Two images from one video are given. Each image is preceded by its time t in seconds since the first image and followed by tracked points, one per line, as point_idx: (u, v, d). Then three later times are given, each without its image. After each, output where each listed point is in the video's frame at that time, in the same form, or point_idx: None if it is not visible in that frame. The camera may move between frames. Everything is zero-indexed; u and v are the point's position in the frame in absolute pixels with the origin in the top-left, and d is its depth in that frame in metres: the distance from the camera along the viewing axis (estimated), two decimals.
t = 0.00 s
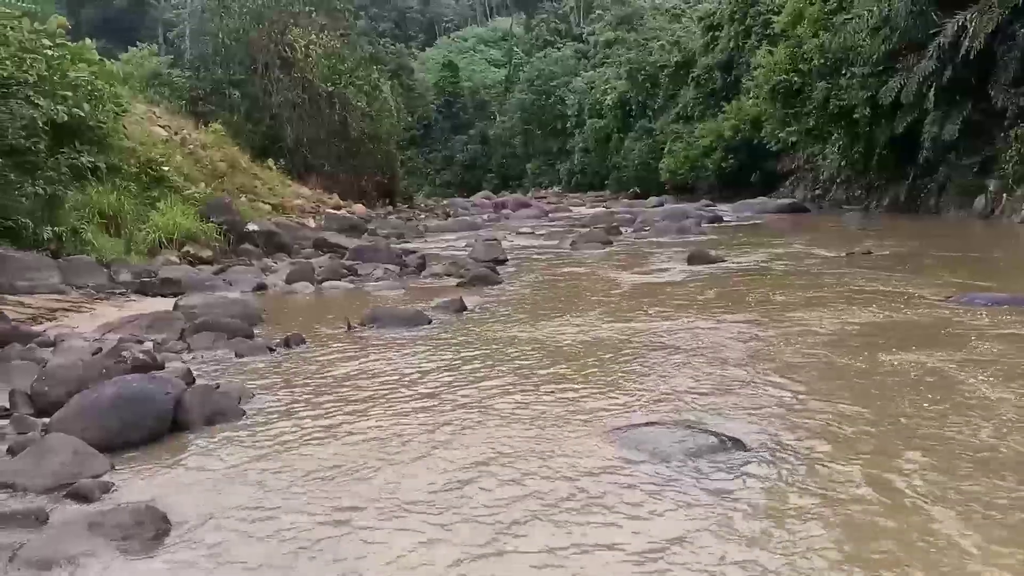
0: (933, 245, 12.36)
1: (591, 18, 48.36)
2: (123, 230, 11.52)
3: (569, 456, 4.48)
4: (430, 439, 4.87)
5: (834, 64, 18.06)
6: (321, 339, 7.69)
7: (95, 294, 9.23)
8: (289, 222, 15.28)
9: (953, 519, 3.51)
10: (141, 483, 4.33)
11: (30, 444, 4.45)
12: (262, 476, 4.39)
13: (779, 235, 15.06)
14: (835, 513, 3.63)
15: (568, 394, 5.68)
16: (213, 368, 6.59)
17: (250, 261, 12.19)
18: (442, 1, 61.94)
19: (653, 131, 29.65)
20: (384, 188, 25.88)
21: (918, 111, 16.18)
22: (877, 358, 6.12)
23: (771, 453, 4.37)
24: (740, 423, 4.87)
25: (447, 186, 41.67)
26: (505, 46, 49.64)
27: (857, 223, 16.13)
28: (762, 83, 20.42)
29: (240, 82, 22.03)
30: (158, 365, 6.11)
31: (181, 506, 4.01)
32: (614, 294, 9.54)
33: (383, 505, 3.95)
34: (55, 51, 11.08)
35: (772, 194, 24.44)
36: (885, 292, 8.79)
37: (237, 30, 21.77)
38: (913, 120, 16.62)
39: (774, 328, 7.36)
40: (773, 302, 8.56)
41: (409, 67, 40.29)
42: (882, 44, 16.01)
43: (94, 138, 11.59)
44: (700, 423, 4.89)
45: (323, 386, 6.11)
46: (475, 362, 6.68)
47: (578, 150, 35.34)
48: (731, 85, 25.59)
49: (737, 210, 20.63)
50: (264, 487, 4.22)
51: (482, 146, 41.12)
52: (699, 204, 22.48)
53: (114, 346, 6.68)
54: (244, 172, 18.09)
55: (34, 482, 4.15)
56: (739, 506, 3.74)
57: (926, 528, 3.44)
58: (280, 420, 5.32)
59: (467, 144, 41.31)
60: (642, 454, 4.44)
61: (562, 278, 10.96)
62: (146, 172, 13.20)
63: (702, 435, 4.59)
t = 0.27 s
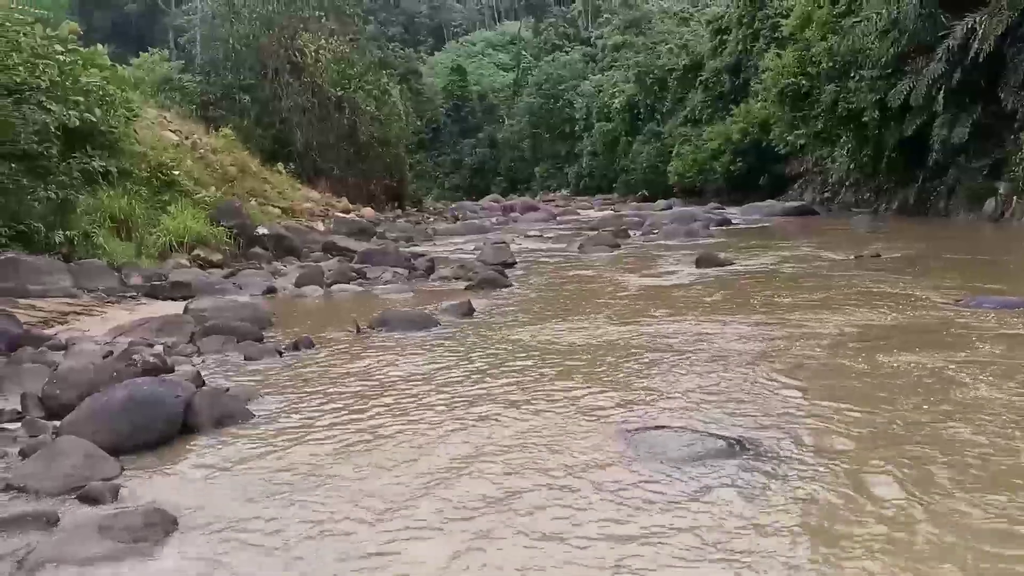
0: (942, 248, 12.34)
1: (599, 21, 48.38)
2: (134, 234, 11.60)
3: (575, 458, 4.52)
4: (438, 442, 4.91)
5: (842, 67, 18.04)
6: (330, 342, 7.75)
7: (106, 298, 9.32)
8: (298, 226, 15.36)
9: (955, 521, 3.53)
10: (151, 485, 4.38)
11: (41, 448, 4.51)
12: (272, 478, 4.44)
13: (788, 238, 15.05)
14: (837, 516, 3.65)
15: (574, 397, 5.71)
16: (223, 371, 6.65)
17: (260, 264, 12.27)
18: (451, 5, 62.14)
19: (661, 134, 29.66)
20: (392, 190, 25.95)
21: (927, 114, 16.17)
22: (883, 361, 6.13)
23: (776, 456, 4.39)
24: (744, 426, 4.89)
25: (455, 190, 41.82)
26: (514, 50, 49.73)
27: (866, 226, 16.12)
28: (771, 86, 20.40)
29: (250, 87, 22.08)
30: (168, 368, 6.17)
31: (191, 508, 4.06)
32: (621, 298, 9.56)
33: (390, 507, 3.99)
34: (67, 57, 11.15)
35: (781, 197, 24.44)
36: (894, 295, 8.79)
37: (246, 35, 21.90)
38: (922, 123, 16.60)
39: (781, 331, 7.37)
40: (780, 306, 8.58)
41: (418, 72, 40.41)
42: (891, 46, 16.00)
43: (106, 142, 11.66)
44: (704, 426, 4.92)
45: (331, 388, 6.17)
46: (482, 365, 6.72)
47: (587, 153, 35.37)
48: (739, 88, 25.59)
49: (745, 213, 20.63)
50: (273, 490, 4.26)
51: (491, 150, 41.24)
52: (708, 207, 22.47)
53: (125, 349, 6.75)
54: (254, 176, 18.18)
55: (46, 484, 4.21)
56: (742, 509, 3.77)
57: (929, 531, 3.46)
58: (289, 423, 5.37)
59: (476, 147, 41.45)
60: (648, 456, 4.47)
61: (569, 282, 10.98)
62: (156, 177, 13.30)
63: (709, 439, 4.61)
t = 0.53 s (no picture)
0: (956, 251, 12.25)
1: (610, 24, 48.35)
2: (147, 238, 11.64)
3: (587, 462, 4.50)
4: (449, 445, 4.91)
5: (854, 69, 17.95)
6: (341, 345, 7.76)
7: (119, 302, 9.37)
8: (310, 230, 15.41)
9: (970, 526, 3.49)
10: (163, 488, 4.39)
11: (54, 451, 4.53)
12: (284, 481, 4.44)
13: (800, 241, 14.99)
14: (850, 522, 3.62)
15: (585, 400, 5.70)
16: (235, 375, 6.67)
17: (272, 268, 12.30)
18: (462, 9, 62.27)
19: (673, 137, 29.61)
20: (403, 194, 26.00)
21: (940, 116, 16.09)
22: (895, 364, 6.10)
23: (790, 460, 4.36)
24: (757, 430, 4.86)
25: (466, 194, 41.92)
26: (524, 54, 49.76)
27: (879, 229, 16.05)
28: (783, 88, 20.34)
29: (262, 92, 22.19)
30: (180, 372, 6.20)
31: (203, 512, 4.07)
32: (632, 301, 9.54)
33: (401, 510, 3.98)
34: (80, 62, 11.15)
35: (793, 200, 24.36)
36: (907, 299, 8.72)
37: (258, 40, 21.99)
38: (935, 126, 16.52)
39: (792, 335, 7.33)
40: (792, 309, 8.54)
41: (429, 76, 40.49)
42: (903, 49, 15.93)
43: (118, 147, 11.67)
44: (716, 430, 4.89)
45: (343, 391, 6.17)
46: (493, 368, 6.71)
47: (598, 157, 35.33)
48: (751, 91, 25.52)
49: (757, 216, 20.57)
50: (284, 493, 4.26)
51: (502, 153, 41.28)
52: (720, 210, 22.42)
53: (137, 353, 6.78)
54: (266, 180, 18.25)
55: (58, 487, 4.23)
56: (755, 513, 3.74)
57: (944, 536, 3.43)
58: (300, 426, 5.38)
59: (487, 151, 41.50)
60: (661, 460, 4.45)
61: (580, 285, 10.96)
62: (169, 181, 13.36)
63: (721, 442, 4.59)
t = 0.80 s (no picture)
0: (967, 252, 12.19)
1: (619, 25, 48.31)
2: (157, 240, 11.68)
3: (597, 464, 4.50)
4: (458, 447, 4.91)
5: (863, 69, 17.88)
6: (351, 347, 7.78)
7: (130, 304, 9.42)
8: (319, 232, 15.45)
9: (984, 527, 3.49)
10: (174, 490, 4.42)
11: (66, 453, 4.57)
12: (294, 484, 4.46)
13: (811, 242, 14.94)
14: (860, 521, 3.62)
15: (594, 402, 5.70)
16: (245, 377, 6.70)
17: (282, 270, 12.35)
18: (471, 11, 62.36)
19: (682, 138, 29.56)
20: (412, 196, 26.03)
21: (951, 116, 16.01)
22: (906, 366, 6.07)
23: (800, 462, 4.35)
24: (767, 432, 4.85)
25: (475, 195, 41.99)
26: (533, 55, 49.77)
27: (890, 230, 16.00)
28: (793, 89, 20.29)
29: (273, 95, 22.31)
30: (190, 374, 6.23)
31: (213, 514, 4.08)
32: (641, 303, 9.53)
33: (414, 512, 4.00)
34: (91, 65, 11.23)
35: (803, 200, 24.30)
36: (917, 299, 8.68)
37: (268, 43, 22.08)
38: (946, 125, 16.44)
39: (802, 336, 7.31)
40: (802, 311, 8.51)
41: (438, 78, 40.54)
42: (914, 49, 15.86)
43: (129, 150, 11.78)
44: (725, 432, 4.88)
45: (352, 393, 6.19)
46: (503, 370, 6.72)
47: (607, 158, 35.30)
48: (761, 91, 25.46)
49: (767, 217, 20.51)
50: (294, 496, 4.28)
51: (510, 154, 41.32)
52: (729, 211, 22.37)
53: (148, 355, 6.81)
54: (275, 182, 18.32)
55: (70, 489, 4.26)
56: (764, 515, 3.74)
57: (957, 538, 3.42)
58: (311, 429, 5.39)
59: (495, 153, 41.54)
60: (671, 463, 4.44)
61: (589, 287, 10.95)
62: (179, 183, 13.43)
63: (733, 444, 4.58)
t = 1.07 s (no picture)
0: (977, 250, 12.14)
1: (628, 23, 48.26)
2: (168, 241, 11.76)
3: (604, 463, 4.52)
4: (466, 447, 4.94)
5: (874, 67, 17.81)
6: (359, 347, 7.83)
7: (141, 305, 9.50)
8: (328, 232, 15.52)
9: (993, 526, 3.49)
10: (185, 490, 4.47)
11: (78, 453, 4.62)
12: (304, 483, 4.50)
13: (821, 241, 14.90)
14: (866, 520, 3.63)
15: (601, 401, 5.73)
16: (255, 377, 6.75)
17: (291, 271, 12.41)
18: (479, 10, 62.42)
19: (691, 137, 29.53)
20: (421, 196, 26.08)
21: (962, 113, 15.97)
22: (914, 364, 6.06)
23: (806, 461, 4.36)
24: (773, 431, 4.86)
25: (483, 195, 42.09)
26: (541, 55, 49.78)
27: (900, 228, 15.96)
28: (803, 87, 20.26)
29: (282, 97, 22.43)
30: (200, 375, 6.28)
31: (223, 514, 4.13)
32: (648, 302, 9.54)
33: (422, 511, 4.03)
34: (102, 68, 11.32)
35: (813, 199, 24.25)
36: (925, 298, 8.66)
37: (277, 45, 22.19)
38: (957, 123, 16.39)
39: (809, 335, 7.31)
40: (810, 310, 8.50)
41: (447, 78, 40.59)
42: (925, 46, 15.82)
43: (139, 152, 11.90)
44: (731, 431, 4.90)
45: (361, 394, 6.23)
46: (511, 370, 6.74)
47: (615, 157, 35.28)
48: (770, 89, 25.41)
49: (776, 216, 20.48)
50: (303, 495, 4.32)
51: (519, 154, 41.35)
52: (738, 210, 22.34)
53: (158, 356, 6.88)
54: (284, 183, 18.40)
55: (82, 489, 4.32)
56: (769, 514, 3.76)
57: (963, 535, 3.43)
58: (320, 428, 5.43)
59: (504, 153, 41.60)
60: (678, 462, 4.46)
61: (597, 287, 10.97)
62: (189, 185, 13.50)
63: (741, 443, 4.59)
